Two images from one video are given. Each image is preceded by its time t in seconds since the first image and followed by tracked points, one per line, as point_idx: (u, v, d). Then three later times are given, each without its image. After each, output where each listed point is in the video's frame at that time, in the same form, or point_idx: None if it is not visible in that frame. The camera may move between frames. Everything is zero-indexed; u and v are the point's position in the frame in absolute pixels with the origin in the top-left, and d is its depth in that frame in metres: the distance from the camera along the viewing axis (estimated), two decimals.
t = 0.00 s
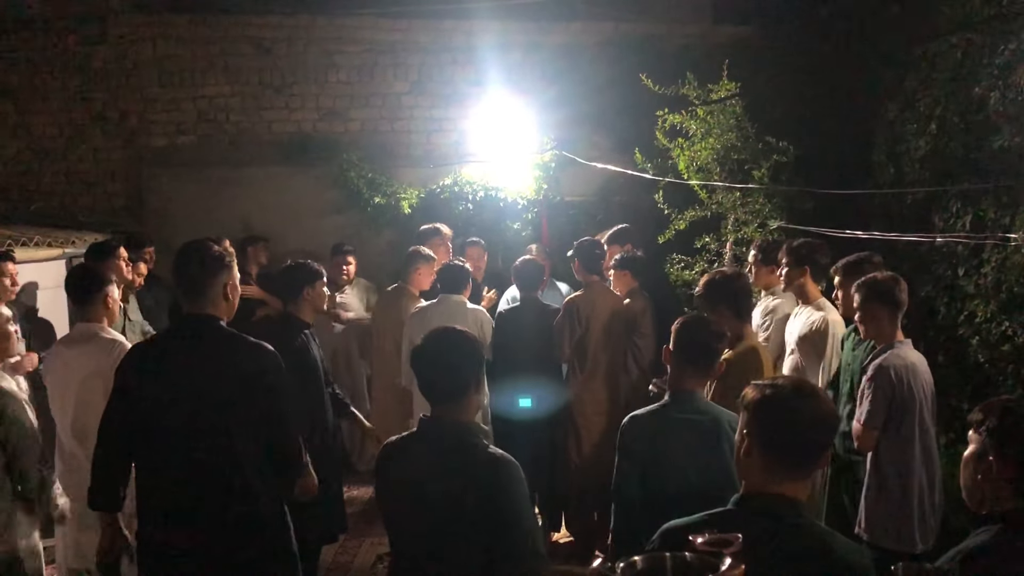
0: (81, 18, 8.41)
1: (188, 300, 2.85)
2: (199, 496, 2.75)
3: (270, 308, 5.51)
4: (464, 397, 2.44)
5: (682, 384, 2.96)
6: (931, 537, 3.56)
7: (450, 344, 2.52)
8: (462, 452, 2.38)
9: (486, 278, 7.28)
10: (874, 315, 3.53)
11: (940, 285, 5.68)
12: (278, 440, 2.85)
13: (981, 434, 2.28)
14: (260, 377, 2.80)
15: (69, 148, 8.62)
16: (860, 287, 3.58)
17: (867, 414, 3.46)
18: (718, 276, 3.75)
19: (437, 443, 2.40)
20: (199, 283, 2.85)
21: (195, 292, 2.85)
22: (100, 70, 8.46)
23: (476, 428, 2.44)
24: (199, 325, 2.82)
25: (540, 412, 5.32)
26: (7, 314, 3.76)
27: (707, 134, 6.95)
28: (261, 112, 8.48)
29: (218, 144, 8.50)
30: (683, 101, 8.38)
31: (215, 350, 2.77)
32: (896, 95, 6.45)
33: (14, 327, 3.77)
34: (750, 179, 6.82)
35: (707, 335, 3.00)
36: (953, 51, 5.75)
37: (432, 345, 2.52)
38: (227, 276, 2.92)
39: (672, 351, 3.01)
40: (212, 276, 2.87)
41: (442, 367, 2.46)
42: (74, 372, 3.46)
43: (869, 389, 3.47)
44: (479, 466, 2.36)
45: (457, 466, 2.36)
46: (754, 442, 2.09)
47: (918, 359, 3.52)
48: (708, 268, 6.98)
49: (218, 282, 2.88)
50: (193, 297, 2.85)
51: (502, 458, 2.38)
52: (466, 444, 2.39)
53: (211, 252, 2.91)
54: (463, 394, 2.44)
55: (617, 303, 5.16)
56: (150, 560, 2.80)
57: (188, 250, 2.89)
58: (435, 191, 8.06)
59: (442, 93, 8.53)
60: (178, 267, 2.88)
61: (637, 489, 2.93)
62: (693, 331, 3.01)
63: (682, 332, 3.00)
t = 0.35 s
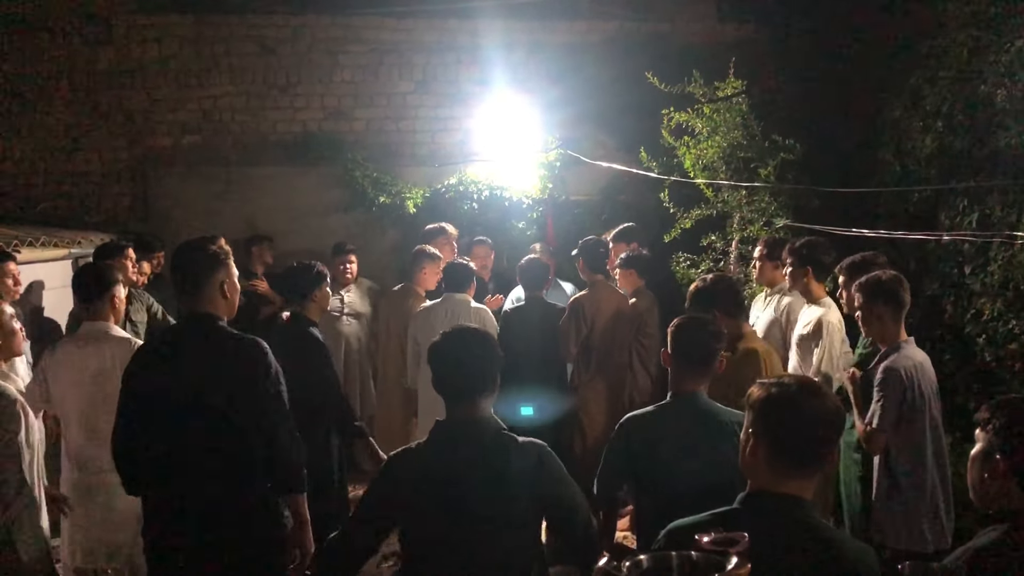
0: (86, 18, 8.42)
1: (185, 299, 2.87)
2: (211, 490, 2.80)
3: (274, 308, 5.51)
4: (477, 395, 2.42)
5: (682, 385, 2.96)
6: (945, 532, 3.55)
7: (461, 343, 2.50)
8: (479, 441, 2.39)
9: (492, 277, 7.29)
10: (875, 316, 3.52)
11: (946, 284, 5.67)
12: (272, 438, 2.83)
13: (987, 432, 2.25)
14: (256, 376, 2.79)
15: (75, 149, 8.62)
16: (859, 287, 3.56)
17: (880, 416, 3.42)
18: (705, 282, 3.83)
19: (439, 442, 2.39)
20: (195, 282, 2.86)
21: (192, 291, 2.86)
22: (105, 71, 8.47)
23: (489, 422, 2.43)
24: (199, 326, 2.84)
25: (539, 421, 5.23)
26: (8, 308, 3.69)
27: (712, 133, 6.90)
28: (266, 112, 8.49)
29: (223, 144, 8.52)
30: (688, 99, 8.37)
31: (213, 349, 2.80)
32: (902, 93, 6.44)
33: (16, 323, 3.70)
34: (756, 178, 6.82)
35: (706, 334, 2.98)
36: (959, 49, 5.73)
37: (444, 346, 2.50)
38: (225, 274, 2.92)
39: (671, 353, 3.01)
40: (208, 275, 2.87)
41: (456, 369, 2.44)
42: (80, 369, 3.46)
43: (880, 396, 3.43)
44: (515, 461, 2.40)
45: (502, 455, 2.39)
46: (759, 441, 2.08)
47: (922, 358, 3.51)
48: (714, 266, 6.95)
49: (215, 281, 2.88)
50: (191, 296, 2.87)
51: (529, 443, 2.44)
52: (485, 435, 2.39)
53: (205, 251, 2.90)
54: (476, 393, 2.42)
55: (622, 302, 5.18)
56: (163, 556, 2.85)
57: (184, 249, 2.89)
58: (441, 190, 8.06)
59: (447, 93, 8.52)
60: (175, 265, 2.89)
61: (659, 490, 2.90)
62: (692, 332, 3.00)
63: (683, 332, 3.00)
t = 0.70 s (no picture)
0: (100, 26, 8.48)
1: (187, 308, 2.89)
2: (226, 501, 2.80)
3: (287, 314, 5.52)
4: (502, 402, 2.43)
5: (697, 392, 2.95)
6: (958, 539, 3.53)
7: (491, 350, 2.53)
8: (501, 449, 2.41)
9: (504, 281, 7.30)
10: (877, 326, 3.49)
11: (960, 286, 5.64)
12: (267, 452, 2.77)
13: (1006, 440, 2.25)
14: (248, 388, 2.75)
15: (89, 155, 8.66)
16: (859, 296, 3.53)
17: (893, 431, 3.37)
18: (715, 286, 3.77)
19: (464, 448, 2.41)
20: (195, 290, 2.88)
21: (192, 299, 2.88)
22: (119, 78, 8.52)
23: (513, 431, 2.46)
24: (199, 334, 2.85)
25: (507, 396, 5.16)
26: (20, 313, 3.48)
27: (725, 136, 6.89)
28: (278, 118, 8.52)
29: (235, 150, 8.55)
30: (700, 102, 8.35)
31: (210, 359, 2.79)
32: (915, 95, 6.40)
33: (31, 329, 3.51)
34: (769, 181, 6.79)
35: (710, 339, 3.01)
36: (973, 50, 5.70)
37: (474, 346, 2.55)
38: (225, 281, 2.93)
39: (677, 362, 3.03)
40: (207, 282, 2.89)
41: (487, 365, 2.49)
42: (97, 378, 3.48)
43: (887, 409, 3.40)
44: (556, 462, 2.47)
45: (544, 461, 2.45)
46: (776, 447, 2.07)
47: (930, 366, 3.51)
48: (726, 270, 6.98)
49: (216, 287, 2.90)
50: (191, 303, 2.89)
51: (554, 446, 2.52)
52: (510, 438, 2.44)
53: (206, 260, 2.92)
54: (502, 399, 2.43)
55: (635, 308, 5.15)
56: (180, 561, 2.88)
57: (184, 258, 2.92)
58: (452, 195, 8.06)
59: (458, 98, 8.53)
60: (175, 273, 2.91)
61: (670, 497, 2.88)
62: (697, 339, 3.02)
63: (685, 339, 3.02)
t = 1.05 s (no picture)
0: (113, 31, 8.52)
1: (203, 313, 2.89)
2: (239, 507, 2.80)
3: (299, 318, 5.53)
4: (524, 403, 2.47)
5: (707, 396, 2.95)
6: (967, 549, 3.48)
7: (509, 353, 2.56)
8: (519, 456, 2.42)
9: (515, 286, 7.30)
10: (882, 331, 3.46)
11: (975, 291, 5.60)
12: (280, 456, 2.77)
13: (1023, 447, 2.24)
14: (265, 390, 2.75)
15: (103, 160, 8.70)
16: (864, 302, 3.48)
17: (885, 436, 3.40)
18: (725, 291, 3.71)
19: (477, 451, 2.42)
20: (212, 295, 2.88)
21: (208, 304, 2.88)
22: (132, 83, 8.56)
23: (528, 436, 2.47)
24: (216, 340, 2.85)
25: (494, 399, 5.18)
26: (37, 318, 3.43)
27: (736, 140, 6.88)
28: (290, 123, 8.54)
29: (248, 155, 8.57)
30: (712, 106, 8.34)
31: (230, 363, 2.79)
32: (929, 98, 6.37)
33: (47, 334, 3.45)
34: (781, 185, 6.77)
35: (720, 343, 3.01)
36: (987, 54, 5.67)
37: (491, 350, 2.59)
38: (241, 286, 2.94)
39: (686, 366, 3.04)
40: (224, 287, 2.90)
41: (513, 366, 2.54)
42: (111, 381, 3.49)
43: (882, 414, 3.43)
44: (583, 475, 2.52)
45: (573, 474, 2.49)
46: (792, 454, 2.07)
47: (934, 374, 3.48)
48: (739, 275, 6.93)
49: (232, 292, 2.90)
50: (208, 309, 2.89)
51: (569, 450, 2.53)
52: (523, 446, 2.44)
53: (222, 266, 2.93)
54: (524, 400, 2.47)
55: (648, 315, 5.11)
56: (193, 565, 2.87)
57: (200, 264, 2.92)
58: (464, 199, 8.07)
59: (470, 102, 8.54)
60: (193, 280, 2.91)
61: (687, 501, 2.85)
62: (704, 343, 3.01)
63: (695, 342, 3.02)
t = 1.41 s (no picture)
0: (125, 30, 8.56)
1: (225, 311, 2.88)
2: (243, 507, 2.78)
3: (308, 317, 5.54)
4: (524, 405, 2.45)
5: (722, 399, 2.94)
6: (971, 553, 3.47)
7: (511, 355, 2.55)
8: (517, 459, 2.41)
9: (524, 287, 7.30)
10: (892, 333, 3.47)
11: (986, 294, 5.58)
12: (291, 453, 2.80)
13: None
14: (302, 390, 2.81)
15: (113, 159, 8.73)
16: (876, 303, 3.51)
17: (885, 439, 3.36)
18: (743, 287, 3.77)
19: (488, 447, 2.43)
20: (234, 295, 2.88)
21: (230, 303, 2.88)
22: (142, 82, 8.57)
23: (532, 438, 2.46)
24: (235, 337, 2.86)
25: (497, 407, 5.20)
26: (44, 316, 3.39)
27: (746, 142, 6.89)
28: (300, 123, 8.56)
29: (258, 155, 8.60)
30: (722, 108, 8.33)
31: (252, 358, 2.81)
32: (940, 100, 6.35)
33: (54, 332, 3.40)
34: (790, 186, 6.74)
35: (737, 344, 2.97)
36: (999, 56, 5.65)
37: (497, 352, 2.58)
38: (261, 286, 2.94)
39: (702, 364, 3.00)
40: (245, 287, 2.89)
41: (520, 372, 2.52)
42: (119, 378, 3.52)
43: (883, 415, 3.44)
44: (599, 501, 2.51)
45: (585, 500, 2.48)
46: (803, 456, 2.07)
47: (941, 380, 3.46)
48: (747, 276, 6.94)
49: (254, 291, 2.91)
50: (228, 307, 2.89)
51: (572, 462, 2.47)
52: (523, 450, 2.42)
53: (244, 264, 2.93)
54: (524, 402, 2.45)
55: (655, 314, 5.14)
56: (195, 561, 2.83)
57: (221, 262, 2.92)
58: (473, 199, 8.07)
59: (479, 103, 8.55)
60: (213, 278, 2.91)
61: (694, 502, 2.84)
62: (719, 344, 2.99)
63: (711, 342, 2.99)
